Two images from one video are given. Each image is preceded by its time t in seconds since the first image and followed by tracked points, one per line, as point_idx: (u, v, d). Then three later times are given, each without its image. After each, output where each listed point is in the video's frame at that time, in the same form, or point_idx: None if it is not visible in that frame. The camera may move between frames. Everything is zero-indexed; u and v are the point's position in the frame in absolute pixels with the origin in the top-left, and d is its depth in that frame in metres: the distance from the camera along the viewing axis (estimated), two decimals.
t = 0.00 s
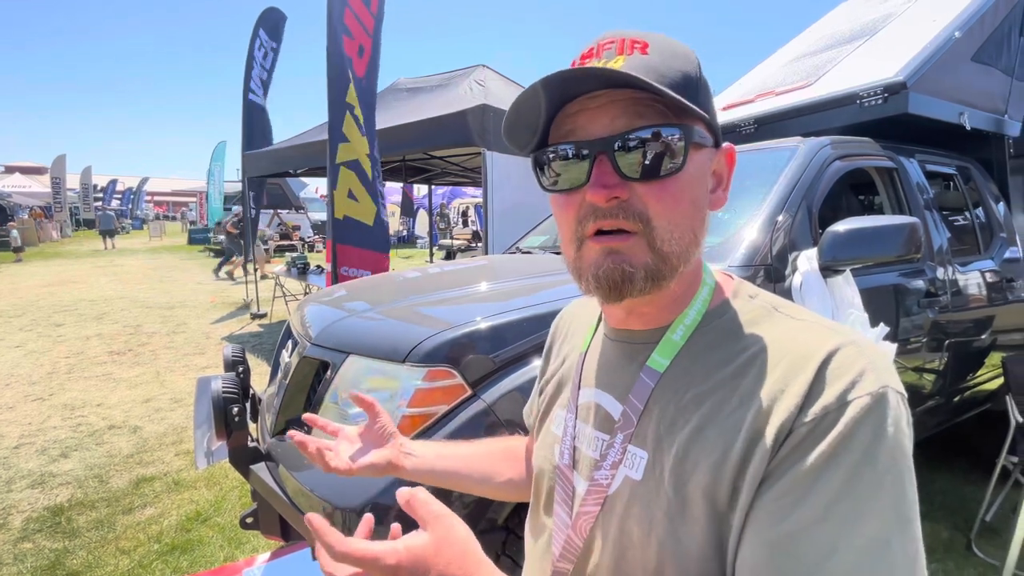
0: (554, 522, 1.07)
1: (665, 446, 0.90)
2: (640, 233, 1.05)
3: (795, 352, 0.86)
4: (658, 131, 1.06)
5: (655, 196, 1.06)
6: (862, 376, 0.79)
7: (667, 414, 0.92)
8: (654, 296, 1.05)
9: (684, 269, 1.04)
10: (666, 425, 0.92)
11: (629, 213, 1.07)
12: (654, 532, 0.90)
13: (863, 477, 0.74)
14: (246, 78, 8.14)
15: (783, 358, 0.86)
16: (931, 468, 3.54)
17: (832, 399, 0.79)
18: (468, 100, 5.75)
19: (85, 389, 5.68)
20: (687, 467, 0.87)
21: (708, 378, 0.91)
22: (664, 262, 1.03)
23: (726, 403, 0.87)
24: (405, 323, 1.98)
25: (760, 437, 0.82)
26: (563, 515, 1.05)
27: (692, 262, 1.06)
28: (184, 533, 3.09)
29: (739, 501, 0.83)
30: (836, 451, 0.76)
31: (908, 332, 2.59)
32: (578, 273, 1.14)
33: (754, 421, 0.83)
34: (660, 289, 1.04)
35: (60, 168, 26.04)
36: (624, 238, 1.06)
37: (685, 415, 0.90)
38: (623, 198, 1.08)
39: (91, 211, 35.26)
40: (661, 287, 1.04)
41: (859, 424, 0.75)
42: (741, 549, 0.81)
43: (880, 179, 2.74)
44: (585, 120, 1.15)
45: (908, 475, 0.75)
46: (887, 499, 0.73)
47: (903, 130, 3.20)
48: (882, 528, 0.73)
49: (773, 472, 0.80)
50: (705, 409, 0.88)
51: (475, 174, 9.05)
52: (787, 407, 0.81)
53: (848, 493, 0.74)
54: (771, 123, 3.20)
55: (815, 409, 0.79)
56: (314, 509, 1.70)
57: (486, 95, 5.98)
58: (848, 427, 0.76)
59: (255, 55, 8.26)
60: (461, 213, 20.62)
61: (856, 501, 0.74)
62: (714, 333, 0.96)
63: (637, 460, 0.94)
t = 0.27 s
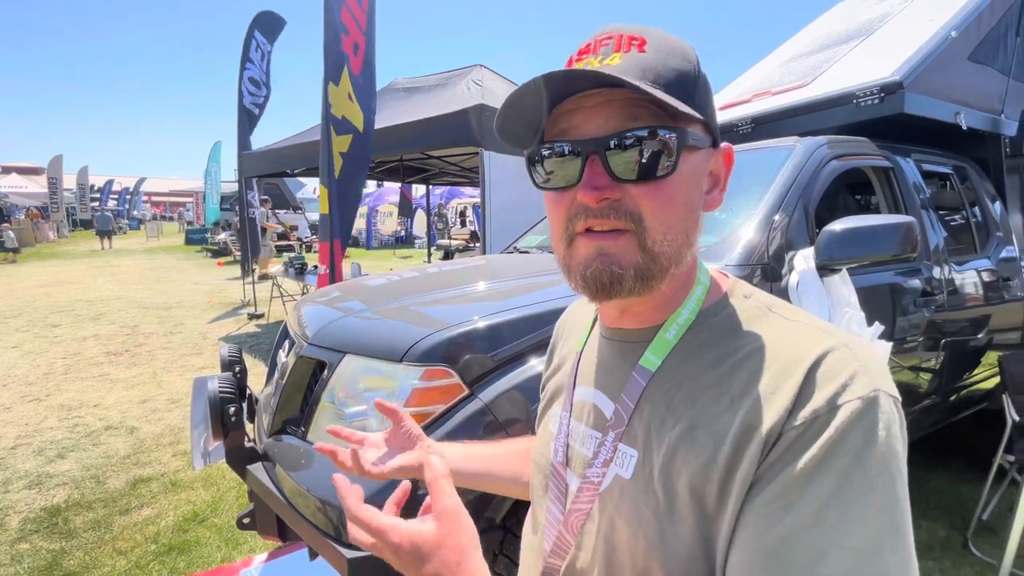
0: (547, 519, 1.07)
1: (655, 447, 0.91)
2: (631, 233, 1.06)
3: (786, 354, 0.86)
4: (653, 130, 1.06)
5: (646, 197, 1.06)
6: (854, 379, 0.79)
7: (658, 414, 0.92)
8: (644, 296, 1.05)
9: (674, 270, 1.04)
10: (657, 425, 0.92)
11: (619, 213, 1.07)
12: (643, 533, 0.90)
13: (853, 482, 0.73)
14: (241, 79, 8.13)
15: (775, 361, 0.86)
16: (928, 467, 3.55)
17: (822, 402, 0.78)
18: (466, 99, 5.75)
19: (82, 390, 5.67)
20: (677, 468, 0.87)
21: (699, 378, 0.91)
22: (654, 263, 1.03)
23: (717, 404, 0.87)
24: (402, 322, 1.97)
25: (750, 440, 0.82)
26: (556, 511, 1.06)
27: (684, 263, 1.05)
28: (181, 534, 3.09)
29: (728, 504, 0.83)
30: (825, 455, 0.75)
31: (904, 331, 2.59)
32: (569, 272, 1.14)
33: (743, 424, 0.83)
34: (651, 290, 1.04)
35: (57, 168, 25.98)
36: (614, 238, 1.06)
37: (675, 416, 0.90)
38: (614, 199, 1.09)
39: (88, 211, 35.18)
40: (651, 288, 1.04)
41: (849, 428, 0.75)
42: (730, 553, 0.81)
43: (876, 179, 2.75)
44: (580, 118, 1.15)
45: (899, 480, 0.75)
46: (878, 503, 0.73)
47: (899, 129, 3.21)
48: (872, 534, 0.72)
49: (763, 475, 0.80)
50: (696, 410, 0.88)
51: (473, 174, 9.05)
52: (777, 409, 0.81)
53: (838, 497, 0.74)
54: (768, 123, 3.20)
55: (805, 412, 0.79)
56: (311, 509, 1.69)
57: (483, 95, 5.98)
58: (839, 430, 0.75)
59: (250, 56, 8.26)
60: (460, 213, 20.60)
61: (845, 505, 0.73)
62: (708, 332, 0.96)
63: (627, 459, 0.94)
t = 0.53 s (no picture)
0: (549, 520, 1.07)
1: (658, 449, 0.91)
2: (632, 231, 1.06)
3: (791, 357, 0.86)
4: (655, 129, 1.06)
5: (646, 195, 1.06)
6: (858, 383, 0.79)
7: (660, 416, 0.93)
8: (649, 294, 1.05)
9: (677, 267, 1.04)
10: (659, 426, 0.92)
11: (618, 212, 1.08)
12: (644, 535, 0.90)
13: (856, 485, 0.74)
14: (239, 79, 8.12)
15: (778, 364, 0.86)
16: (925, 466, 3.56)
17: (826, 406, 0.79)
18: (464, 99, 5.75)
19: (78, 391, 5.65)
20: (678, 470, 0.88)
21: (703, 380, 0.91)
22: (657, 260, 1.04)
23: (719, 407, 0.87)
24: (401, 323, 1.97)
25: (752, 442, 0.82)
26: (558, 512, 1.06)
27: (687, 260, 1.06)
28: (178, 536, 3.08)
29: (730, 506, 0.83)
30: (827, 459, 0.76)
31: (901, 330, 2.60)
32: (571, 271, 1.14)
33: (746, 427, 0.83)
34: (654, 288, 1.04)
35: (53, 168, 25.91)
36: (615, 237, 1.07)
37: (678, 418, 0.90)
38: (613, 197, 1.09)
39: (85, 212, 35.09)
40: (655, 286, 1.04)
41: (852, 432, 0.75)
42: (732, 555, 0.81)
43: (873, 179, 2.76)
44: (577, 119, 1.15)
45: (904, 485, 0.75)
46: (882, 507, 0.73)
47: (896, 130, 3.22)
48: (874, 538, 0.72)
49: (765, 479, 0.80)
50: (699, 413, 0.88)
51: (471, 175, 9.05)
52: (780, 412, 0.81)
53: (840, 501, 0.74)
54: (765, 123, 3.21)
55: (809, 416, 0.79)
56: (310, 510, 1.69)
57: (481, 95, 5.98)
58: (842, 434, 0.75)
59: (248, 56, 8.25)
60: (458, 213, 20.59)
61: (848, 508, 0.73)
62: (712, 333, 0.97)
63: (630, 461, 0.94)
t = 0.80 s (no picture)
0: (551, 520, 1.08)
1: (663, 448, 0.91)
2: (630, 237, 1.06)
3: (795, 355, 0.86)
4: (654, 132, 1.06)
5: (642, 200, 1.07)
6: (863, 381, 0.79)
7: (665, 415, 0.93)
8: (650, 298, 1.05)
9: (676, 271, 1.04)
10: (664, 425, 0.92)
11: (615, 217, 1.08)
12: (650, 535, 0.90)
13: (863, 484, 0.74)
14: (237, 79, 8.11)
15: (782, 362, 0.86)
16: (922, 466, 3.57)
17: (830, 404, 0.79)
18: (461, 100, 5.75)
19: (74, 393, 5.62)
20: (684, 469, 0.88)
21: (706, 380, 0.91)
22: (655, 265, 1.04)
23: (724, 406, 0.88)
24: (399, 323, 1.97)
25: (757, 441, 0.82)
26: (560, 513, 1.06)
27: (686, 264, 1.06)
28: (175, 537, 3.07)
29: (736, 505, 0.83)
30: (833, 458, 0.76)
31: (898, 330, 2.61)
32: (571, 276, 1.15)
33: (751, 425, 0.84)
34: (655, 292, 1.04)
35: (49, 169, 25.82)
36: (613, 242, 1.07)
37: (683, 417, 0.90)
38: (610, 203, 1.09)
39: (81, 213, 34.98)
40: (654, 290, 1.04)
41: (858, 430, 0.76)
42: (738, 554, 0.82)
43: (869, 180, 2.77)
44: (575, 124, 1.16)
45: (910, 482, 0.75)
46: (890, 504, 0.73)
47: (892, 130, 3.23)
48: (882, 536, 0.73)
49: (770, 478, 0.80)
50: (703, 412, 0.89)
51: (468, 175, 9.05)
52: (785, 411, 0.81)
53: (847, 500, 0.74)
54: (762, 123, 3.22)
55: (813, 414, 0.79)
56: (309, 512, 1.69)
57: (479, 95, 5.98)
58: (848, 433, 0.76)
59: (246, 56, 8.25)
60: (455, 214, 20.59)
61: (856, 506, 0.74)
62: (715, 333, 0.97)
63: (634, 461, 0.95)
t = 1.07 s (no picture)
0: (546, 519, 1.08)
1: (651, 449, 0.91)
2: (624, 238, 1.06)
3: (784, 357, 0.86)
4: (661, 133, 1.06)
5: (640, 203, 1.06)
6: (851, 385, 0.79)
7: (654, 416, 0.93)
8: (640, 300, 1.05)
9: (668, 276, 1.05)
10: (653, 426, 0.92)
11: (612, 218, 1.08)
12: (635, 535, 0.90)
13: (845, 488, 0.74)
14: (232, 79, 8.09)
15: (771, 363, 0.86)
16: (919, 465, 3.58)
17: (816, 407, 0.79)
18: (458, 100, 5.74)
19: (70, 394, 5.60)
20: (670, 470, 0.88)
21: (696, 381, 0.91)
22: (648, 268, 1.04)
23: (713, 406, 0.87)
24: (397, 323, 1.97)
25: (743, 443, 0.82)
26: (555, 511, 1.06)
27: (678, 269, 1.06)
28: (172, 539, 3.06)
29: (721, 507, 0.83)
30: (817, 462, 0.76)
31: (894, 330, 2.62)
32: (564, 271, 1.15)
33: (737, 427, 0.83)
34: (645, 294, 1.05)
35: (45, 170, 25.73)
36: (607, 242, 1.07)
37: (672, 418, 0.90)
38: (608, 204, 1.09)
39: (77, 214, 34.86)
40: (646, 292, 1.05)
41: (843, 434, 0.75)
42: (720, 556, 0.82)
43: (866, 180, 2.77)
44: (582, 119, 1.14)
45: (894, 487, 0.74)
46: (872, 509, 0.73)
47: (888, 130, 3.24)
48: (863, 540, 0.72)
49: (754, 480, 0.80)
50: (691, 413, 0.88)
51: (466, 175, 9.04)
52: (770, 412, 0.81)
53: (829, 504, 0.74)
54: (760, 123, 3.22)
55: (799, 417, 0.79)
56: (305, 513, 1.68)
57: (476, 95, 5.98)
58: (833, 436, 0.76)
59: (240, 56, 8.23)
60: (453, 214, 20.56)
61: (838, 510, 0.73)
62: (709, 333, 0.96)
63: (624, 460, 0.94)
